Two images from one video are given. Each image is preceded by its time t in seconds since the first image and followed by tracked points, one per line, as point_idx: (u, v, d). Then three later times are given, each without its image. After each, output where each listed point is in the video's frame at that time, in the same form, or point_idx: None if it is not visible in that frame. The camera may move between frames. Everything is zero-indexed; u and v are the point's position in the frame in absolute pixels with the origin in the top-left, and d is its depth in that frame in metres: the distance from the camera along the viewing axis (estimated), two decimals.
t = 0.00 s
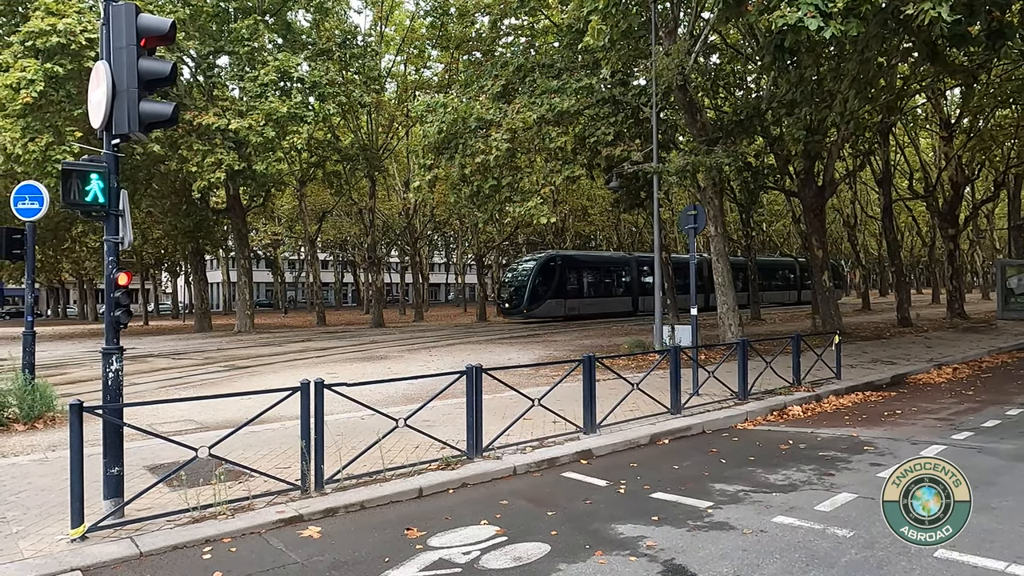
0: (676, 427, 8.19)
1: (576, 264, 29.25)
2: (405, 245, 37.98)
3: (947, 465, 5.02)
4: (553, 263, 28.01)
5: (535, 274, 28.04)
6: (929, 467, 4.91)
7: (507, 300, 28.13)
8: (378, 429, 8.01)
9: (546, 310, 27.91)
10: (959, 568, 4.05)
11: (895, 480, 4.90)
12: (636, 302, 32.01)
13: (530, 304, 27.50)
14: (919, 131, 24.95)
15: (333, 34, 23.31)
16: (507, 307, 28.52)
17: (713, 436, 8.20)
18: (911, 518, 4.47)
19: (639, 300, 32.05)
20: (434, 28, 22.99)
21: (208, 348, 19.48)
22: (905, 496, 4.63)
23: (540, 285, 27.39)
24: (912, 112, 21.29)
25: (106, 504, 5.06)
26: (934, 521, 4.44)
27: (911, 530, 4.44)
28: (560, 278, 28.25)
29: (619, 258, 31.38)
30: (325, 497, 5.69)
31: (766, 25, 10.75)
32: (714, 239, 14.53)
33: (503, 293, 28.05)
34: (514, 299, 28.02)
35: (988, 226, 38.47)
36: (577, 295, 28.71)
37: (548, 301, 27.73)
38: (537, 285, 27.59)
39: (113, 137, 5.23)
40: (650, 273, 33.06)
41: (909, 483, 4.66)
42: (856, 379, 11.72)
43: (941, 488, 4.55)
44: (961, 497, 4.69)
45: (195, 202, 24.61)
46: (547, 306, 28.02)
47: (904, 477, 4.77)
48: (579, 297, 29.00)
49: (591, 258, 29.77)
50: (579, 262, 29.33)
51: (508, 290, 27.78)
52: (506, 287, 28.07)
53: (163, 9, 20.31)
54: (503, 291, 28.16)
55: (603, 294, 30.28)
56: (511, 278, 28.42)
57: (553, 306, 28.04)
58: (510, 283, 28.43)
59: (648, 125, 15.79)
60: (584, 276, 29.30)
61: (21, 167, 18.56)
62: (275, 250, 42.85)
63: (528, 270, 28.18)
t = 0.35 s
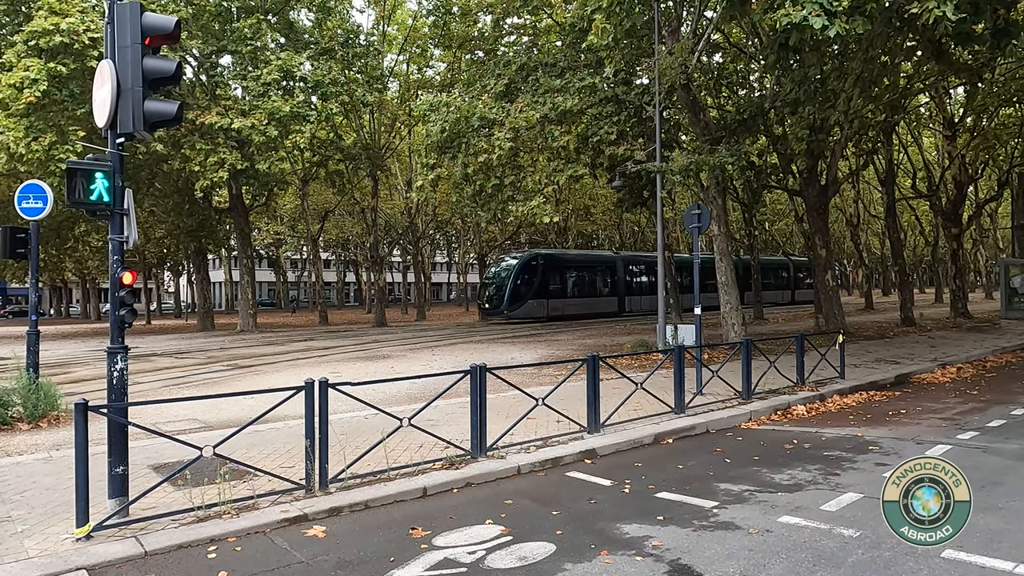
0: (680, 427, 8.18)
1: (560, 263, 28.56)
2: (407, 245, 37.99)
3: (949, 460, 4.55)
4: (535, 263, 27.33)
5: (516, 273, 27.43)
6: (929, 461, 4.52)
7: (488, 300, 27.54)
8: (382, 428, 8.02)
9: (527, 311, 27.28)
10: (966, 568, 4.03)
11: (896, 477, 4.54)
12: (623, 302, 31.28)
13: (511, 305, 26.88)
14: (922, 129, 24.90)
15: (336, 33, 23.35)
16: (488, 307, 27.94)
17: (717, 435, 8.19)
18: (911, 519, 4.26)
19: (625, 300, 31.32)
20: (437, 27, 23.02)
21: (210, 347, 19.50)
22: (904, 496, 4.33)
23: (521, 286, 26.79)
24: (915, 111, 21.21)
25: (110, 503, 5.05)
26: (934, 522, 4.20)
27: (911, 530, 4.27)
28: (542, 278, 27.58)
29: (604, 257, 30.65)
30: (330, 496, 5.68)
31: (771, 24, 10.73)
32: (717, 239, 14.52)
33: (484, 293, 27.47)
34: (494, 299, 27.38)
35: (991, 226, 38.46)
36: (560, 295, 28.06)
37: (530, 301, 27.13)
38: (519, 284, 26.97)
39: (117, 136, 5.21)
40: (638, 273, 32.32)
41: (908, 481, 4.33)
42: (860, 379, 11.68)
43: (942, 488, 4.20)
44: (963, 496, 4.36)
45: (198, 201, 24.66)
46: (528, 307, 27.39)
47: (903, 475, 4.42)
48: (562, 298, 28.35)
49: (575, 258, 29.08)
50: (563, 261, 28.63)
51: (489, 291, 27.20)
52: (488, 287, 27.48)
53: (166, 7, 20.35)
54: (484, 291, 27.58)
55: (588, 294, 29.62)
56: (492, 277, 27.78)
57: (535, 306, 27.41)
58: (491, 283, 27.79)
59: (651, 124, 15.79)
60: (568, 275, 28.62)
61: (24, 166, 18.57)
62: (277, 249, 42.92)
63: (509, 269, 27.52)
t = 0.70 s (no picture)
0: (683, 426, 8.17)
1: (542, 262, 27.88)
2: (410, 245, 37.99)
3: (948, 462, 4.64)
4: (516, 262, 26.63)
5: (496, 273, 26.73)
6: (929, 462, 4.60)
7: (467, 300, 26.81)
8: (384, 427, 8.02)
9: (507, 311, 26.66)
10: (969, 568, 4.03)
11: (896, 478, 4.61)
12: (607, 302, 30.55)
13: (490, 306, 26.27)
14: (925, 128, 24.82)
15: (339, 32, 23.31)
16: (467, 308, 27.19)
17: (720, 435, 8.18)
18: (911, 519, 4.29)
19: (611, 300, 30.59)
20: (439, 26, 22.99)
21: (213, 346, 19.49)
22: (904, 496, 4.38)
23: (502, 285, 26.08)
24: (919, 109, 21.12)
25: (113, 502, 5.06)
26: (934, 522, 4.23)
27: (911, 530, 4.29)
28: (523, 277, 26.89)
29: (588, 255, 29.90)
30: (332, 495, 5.69)
31: (774, 23, 10.71)
32: (720, 237, 14.51)
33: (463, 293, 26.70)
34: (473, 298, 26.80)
35: (994, 225, 38.35)
36: (542, 296, 27.39)
37: (510, 301, 26.44)
38: (498, 284, 26.32)
39: (120, 135, 5.22)
40: (624, 272, 31.62)
41: (909, 482, 4.39)
42: (862, 378, 11.64)
43: (942, 488, 4.26)
44: (962, 496, 4.43)
45: (200, 201, 24.67)
46: (509, 307, 26.70)
47: (904, 476, 4.48)
48: (544, 298, 27.67)
49: (557, 256, 28.36)
50: (545, 260, 27.91)
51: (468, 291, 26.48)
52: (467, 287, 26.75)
53: (169, 7, 20.37)
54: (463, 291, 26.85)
55: (571, 294, 28.95)
56: (471, 276, 27.16)
57: (515, 307, 26.77)
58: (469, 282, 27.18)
59: (653, 123, 15.76)
60: (550, 275, 27.94)
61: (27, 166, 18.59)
62: (279, 249, 42.95)
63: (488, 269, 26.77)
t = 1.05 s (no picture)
0: (686, 425, 8.17)
1: (523, 261, 27.11)
2: (412, 243, 38.01)
3: (948, 462, 4.79)
4: (495, 261, 25.88)
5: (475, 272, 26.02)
6: (928, 463, 4.71)
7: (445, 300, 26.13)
8: (387, 426, 8.02)
9: (486, 312, 25.96)
10: (971, 567, 4.01)
11: (895, 478, 4.67)
12: (591, 303, 29.72)
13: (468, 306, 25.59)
14: (929, 126, 24.75)
15: (341, 31, 23.25)
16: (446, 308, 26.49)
17: (722, 434, 8.17)
18: (911, 519, 4.32)
19: (595, 300, 29.74)
20: (441, 25, 22.97)
21: (217, 345, 19.53)
22: (904, 496, 4.44)
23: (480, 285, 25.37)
24: (922, 108, 21.06)
25: (116, 500, 5.07)
26: (934, 522, 4.28)
27: (911, 530, 4.32)
28: (502, 277, 26.13)
29: (571, 254, 29.00)
30: (334, 494, 5.69)
31: (776, 22, 10.71)
32: (722, 236, 14.49)
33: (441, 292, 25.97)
34: (451, 298, 26.15)
35: (998, 224, 38.20)
36: (523, 295, 26.67)
37: (490, 301, 25.74)
38: (476, 284, 25.61)
39: (123, 135, 5.23)
40: (610, 272, 30.77)
41: (909, 482, 4.46)
42: (865, 377, 11.60)
43: (942, 488, 4.34)
44: (961, 496, 4.52)
45: (203, 200, 24.70)
46: (488, 307, 25.99)
47: (903, 475, 4.56)
48: (525, 298, 26.91)
49: (539, 255, 27.55)
50: (526, 259, 27.12)
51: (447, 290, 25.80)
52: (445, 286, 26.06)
53: (171, 7, 20.38)
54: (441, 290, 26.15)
55: (554, 294, 28.18)
56: (450, 274, 26.45)
57: (494, 307, 26.05)
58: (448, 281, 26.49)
59: (656, 121, 15.72)
60: (532, 274, 27.17)
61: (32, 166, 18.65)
62: (282, 248, 42.98)
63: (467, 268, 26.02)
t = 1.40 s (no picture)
0: (688, 424, 8.17)
1: (502, 259, 26.07)
2: (414, 242, 38.01)
3: (948, 464, 4.95)
4: (473, 258, 24.84)
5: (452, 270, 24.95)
6: (928, 465, 4.84)
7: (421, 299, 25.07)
8: (389, 425, 8.03)
9: (464, 311, 24.96)
10: (975, 567, 4.00)
11: (895, 479, 4.79)
12: (574, 302, 28.73)
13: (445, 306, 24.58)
14: (932, 125, 24.69)
15: (343, 30, 23.21)
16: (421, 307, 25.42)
17: (724, 432, 8.17)
18: (911, 518, 4.38)
19: (578, 299, 28.78)
20: (444, 24, 22.99)
21: (220, 344, 19.57)
22: (904, 496, 4.53)
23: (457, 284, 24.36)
24: (926, 106, 21.00)
25: (119, 498, 5.08)
26: (934, 522, 4.34)
27: (911, 529, 4.36)
28: (480, 275, 25.11)
29: (553, 252, 27.96)
30: (337, 492, 5.69)
31: (779, 20, 10.70)
32: (725, 235, 14.46)
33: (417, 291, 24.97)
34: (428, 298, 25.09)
35: (1002, 223, 38.09)
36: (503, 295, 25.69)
37: (467, 301, 24.75)
38: (453, 283, 24.57)
39: (125, 133, 5.23)
40: (594, 272, 29.82)
41: (909, 482, 4.58)
42: (868, 376, 11.59)
43: (942, 488, 4.46)
44: (962, 497, 4.61)
45: (206, 198, 24.71)
46: (466, 307, 25.00)
47: (904, 476, 4.69)
48: (505, 297, 25.91)
49: (519, 253, 26.52)
50: (505, 256, 26.08)
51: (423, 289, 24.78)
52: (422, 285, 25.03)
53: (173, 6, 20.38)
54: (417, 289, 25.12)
55: (536, 294, 27.19)
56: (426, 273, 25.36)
57: (472, 307, 25.03)
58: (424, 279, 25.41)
59: (658, 120, 15.68)
60: (512, 272, 26.13)
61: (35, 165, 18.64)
62: (284, 246, 43.01)
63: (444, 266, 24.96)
